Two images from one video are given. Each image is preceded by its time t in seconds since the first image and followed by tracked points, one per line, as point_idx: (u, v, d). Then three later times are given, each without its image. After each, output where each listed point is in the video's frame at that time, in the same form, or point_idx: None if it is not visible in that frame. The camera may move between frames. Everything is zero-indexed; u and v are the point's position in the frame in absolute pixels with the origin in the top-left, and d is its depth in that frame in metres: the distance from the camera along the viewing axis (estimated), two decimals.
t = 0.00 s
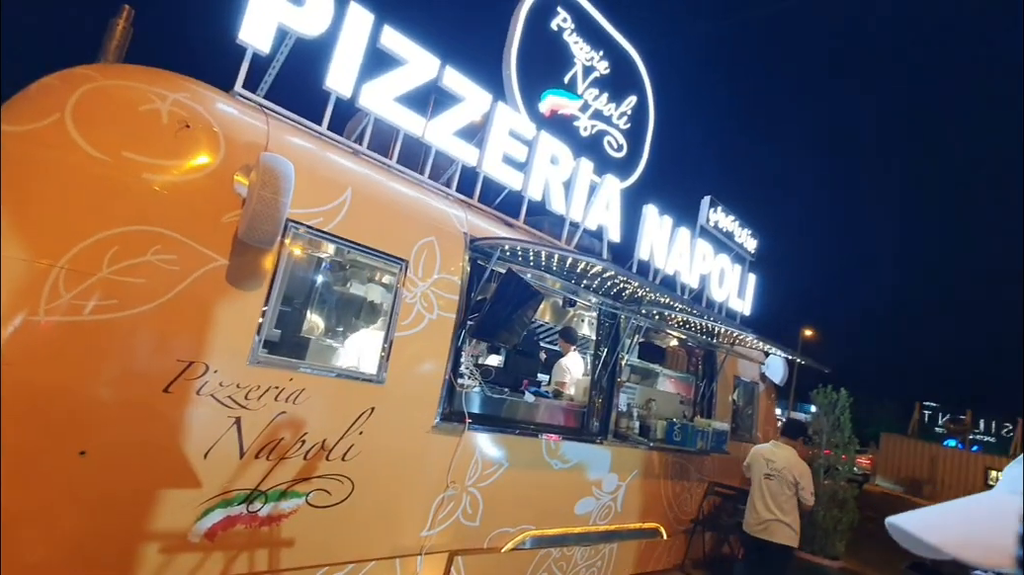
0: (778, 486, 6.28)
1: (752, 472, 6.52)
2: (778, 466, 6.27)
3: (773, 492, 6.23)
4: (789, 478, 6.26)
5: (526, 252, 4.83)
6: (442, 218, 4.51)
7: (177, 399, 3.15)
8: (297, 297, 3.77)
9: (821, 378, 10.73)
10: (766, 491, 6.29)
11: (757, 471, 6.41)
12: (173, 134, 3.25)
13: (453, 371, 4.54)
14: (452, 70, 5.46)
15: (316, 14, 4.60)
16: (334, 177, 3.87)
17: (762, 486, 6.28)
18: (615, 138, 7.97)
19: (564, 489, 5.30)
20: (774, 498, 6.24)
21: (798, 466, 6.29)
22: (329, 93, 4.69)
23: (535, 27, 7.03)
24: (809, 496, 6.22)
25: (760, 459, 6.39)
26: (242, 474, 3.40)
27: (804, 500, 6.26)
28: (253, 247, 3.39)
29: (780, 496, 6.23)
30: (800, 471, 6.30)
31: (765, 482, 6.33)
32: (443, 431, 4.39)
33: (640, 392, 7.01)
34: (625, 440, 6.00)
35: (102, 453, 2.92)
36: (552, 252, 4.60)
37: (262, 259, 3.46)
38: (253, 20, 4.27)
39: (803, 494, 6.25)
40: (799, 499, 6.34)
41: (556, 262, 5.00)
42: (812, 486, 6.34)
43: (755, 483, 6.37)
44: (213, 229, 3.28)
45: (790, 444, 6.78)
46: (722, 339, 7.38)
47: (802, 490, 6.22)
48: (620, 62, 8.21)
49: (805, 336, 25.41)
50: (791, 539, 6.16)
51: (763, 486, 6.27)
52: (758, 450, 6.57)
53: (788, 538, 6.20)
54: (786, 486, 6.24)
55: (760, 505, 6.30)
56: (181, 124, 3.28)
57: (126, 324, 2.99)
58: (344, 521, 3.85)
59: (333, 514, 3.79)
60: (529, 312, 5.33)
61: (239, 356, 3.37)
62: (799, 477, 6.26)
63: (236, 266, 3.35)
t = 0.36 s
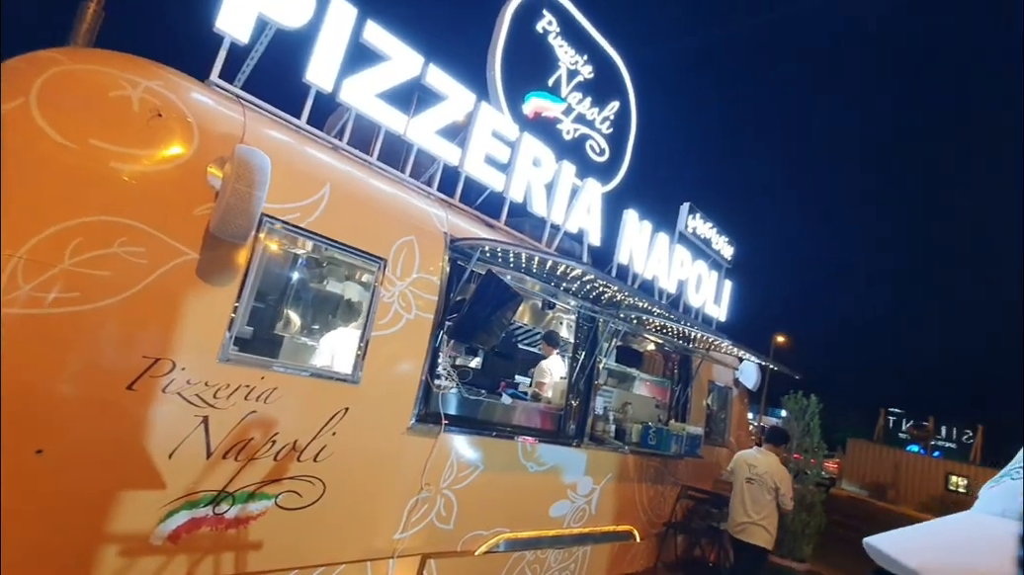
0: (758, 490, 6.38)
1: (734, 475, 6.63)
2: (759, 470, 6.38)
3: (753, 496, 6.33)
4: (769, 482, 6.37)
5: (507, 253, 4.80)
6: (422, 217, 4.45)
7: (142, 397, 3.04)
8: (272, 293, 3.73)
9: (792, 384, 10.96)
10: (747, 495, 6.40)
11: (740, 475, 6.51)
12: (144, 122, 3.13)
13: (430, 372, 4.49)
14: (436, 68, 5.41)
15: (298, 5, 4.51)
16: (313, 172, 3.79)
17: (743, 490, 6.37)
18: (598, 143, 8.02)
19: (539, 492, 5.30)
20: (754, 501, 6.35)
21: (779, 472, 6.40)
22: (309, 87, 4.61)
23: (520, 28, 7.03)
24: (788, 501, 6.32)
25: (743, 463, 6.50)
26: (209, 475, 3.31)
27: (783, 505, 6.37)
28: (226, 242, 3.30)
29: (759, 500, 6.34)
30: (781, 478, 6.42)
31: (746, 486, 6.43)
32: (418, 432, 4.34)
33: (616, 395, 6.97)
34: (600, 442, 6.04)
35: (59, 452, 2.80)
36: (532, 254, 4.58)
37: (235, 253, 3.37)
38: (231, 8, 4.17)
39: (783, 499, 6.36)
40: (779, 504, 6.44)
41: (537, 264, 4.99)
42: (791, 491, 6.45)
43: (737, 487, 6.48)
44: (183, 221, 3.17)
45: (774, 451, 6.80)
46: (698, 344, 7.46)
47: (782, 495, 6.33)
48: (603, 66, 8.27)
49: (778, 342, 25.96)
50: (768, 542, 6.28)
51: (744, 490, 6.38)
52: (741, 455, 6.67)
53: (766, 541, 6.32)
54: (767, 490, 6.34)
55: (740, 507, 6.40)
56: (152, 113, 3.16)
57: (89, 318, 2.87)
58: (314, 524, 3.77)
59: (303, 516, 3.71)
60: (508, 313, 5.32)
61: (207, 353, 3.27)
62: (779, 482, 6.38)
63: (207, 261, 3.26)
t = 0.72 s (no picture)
0: (734, 487, 6.49)
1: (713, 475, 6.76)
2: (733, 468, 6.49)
3: (728, 494, 6.47)
4: (743, 479, 6.46)
5: (487, 252, 4.78)
6: (402, 214, 4.39)
7: (105, 395, 2.93)
8: (245, 289, 3.67)
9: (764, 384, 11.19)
10: (723, 492, 6.54)
11: (717, 474, 6.64)
12: (112, 109, 2.99)
13: (408, 370, 4.43)
14: (418, 63, 5.34)
15: None
16: (290, 165, 3.69)
17: (719, 488, 6.52)
18: (579, 143, 8.03)
19: (516, 491, 5.29)
20: (730, 498, 6.48)
21: (754, 469, 6.47)
22: (287, 78, 4.50)
23: (504, 26, 7.00)
24: (764, 497, 6.40)
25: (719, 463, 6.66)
26: (176, 475, 3.20)
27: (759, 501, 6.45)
28: (197, 235, 3.20)
29: (735, 497, 6.46)
30: (756, 474, 6.49)
31: (723, 484, 6.56)
32: (395, 431, 4.29)
33: (594, 395, 7.06)
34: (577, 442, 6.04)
35: (15, 451, 2.68)
36: (513, 253, 4.56)
37: (207, 246, 3.27)
38: None
39: (758, 495, 6.45)
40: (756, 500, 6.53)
41: (517, 263, 4.97)
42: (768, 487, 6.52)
43: (714, 486, 6.62)
44: (152, 213, 3.06)
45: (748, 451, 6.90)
46: (674, 344, 7.54)
47: (757, 492, 6.42)
48: (586, 67, 8.29)
49: (752, 343, 26.42)
50: (746, 538, 6.41)
51: (720, 488, 6.52)
52: (719, 455, 6.80)
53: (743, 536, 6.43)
54: (741, 487, 6.45)
55: (717, 504, 6.56)
56: (121, 99, 3.03)
57: (49, 312, 2.74)
58: (285, 525, 3.68)
59: (275, 518, 3.62)
60: (487, 312, 5.28)
61: (176, 350, 3.17)
62: (754, 479, 6.45)
63: (177, 255, 3.15)
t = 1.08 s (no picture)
0: (714, 494, 6.56)
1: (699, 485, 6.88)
2: (712, 476, 6.55)
3: (706, 500, 6.55)
4: (722, 486, 6.50)
5: (475, 262, 4.76)
6: (390, 223, 4.36)
7: (80, 406, 2.84)
8: (228, 296, 3.60)
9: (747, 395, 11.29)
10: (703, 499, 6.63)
11: (699, 482, 6.76)
12: (94, 112, 2.91)
13: (394, 381, 4.38)
14: (408, 72, 5.34)
15: None
16: (276, 172, 3.65)
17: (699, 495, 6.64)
18: (568, 154, 8.08)
19: (502, 504, 5.23)
20: (710, 505, 6.55)
21: (731, 476, 6.50)
22: (275, 84, 4.46)
23: (494, 37, 7.05)
24: (743, 503, 6.38)
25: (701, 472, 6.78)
26: (152, 488, 3.11)
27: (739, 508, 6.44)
28: (180, 241, 3.14)
29: (714, 504, 6.52)
30: (737, 481, 6.49)
31: (704, 491, 6.66)
32: (380, 443, 4.22)
33: (580, 406, 7.09)
34: (562, 453, 6.01)
35: None
36: (501, 263, 4.55)
37: (190, 253, 3.21)
38: None
39: (738, 502, 6.43)
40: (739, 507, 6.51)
41: (504, 273, 4.97)
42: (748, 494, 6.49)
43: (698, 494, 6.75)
44: (134, 219, 3.00)
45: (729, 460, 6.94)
46: (660, 356, 7.58)
47: (737, 498, 6.42)
48: (574, 80, 8.38)
49: (735, 354, 26.63)
50: (727, 544, 6.41)
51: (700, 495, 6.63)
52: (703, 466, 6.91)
53: (724, 543, 6.43)
54: (719, 494, 6.50)
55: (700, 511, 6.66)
56: (104, 102, 2.96)
57: (23, 319, 2.65)
58: (265, 539, 3.59)
59: (254, 532, 3.54)
60: (475, 322, 5.25)
61: (155, 359, 3.09)
62: (734, 486, 6.46)
63: (158, 262, 3.09)
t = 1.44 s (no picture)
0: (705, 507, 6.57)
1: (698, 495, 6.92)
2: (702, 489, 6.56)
3: (697, 513, 6.60)
4: (709, 499, 6.48)
5: (472, 274, 4.75)
6: (387, 235, 4.35)
7: (72, 420, 2.80)
8: (223, 307, 3.58)
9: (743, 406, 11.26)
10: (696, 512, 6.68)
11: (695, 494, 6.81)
12: (92, 123, 2.90)
13: (390, 393, 4.35)
14: (406, 85, 5.36)
15: (265, 13, 4.38)
16: (274, 184, 3.64)
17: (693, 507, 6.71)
18: (564, 167, 8.13)
19: (497, 518, 5.18)
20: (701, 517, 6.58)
21: (717, 490, 6.43)
22: (274, 96, 4.47)
23: (491, 51, 7.11)
24: (727, 518, 6.29)
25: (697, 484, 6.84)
26: (144, 504, 3.07)
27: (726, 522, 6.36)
28: (176, 253, 3.12)
29: (704, 516, 6.54)
30: (724, 495, 6.40)
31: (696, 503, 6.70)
32: (375, 456, 4.18)
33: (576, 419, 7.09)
34: (559, 467, 5.97)
35: None
36: (498, 276, 4.54)
37: (186, 264, 3.20)
38: (194, 11, 4.00)
39: (724, 516, 6.35)
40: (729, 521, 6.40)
41: (501, 285, 4.95)
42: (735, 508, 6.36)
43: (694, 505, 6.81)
44: (130, 230, 2.98)
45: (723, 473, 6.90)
46: (657, 368, 7.57)
47: (722, 513, 6.35)
48: (571, 93, 8.45)
49: (730, 365, 26.58)
50: (717, 558, 6.41)
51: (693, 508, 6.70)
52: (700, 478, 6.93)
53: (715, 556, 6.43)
54: (707, 508, 6.50)
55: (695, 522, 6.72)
56: (101, 114, 2.94)
57: (15, 331, 2.61)
58: (257, 555, 3.53)
59: (247, 548, 3.48)
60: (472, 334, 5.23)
61: (149, 372, 3.05)
62: (721, 500, 6.40)
63: (154, 273, 3.06)
